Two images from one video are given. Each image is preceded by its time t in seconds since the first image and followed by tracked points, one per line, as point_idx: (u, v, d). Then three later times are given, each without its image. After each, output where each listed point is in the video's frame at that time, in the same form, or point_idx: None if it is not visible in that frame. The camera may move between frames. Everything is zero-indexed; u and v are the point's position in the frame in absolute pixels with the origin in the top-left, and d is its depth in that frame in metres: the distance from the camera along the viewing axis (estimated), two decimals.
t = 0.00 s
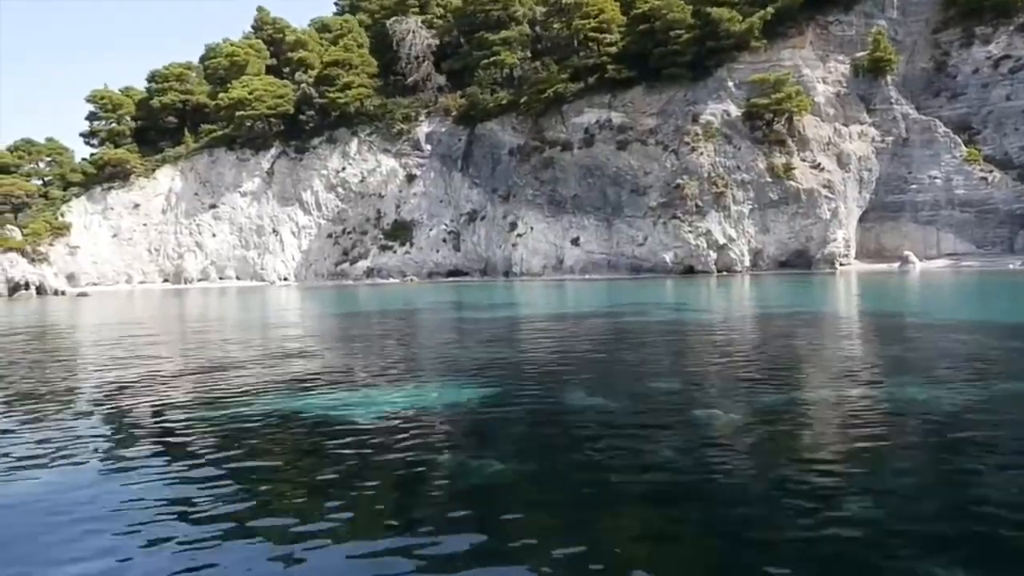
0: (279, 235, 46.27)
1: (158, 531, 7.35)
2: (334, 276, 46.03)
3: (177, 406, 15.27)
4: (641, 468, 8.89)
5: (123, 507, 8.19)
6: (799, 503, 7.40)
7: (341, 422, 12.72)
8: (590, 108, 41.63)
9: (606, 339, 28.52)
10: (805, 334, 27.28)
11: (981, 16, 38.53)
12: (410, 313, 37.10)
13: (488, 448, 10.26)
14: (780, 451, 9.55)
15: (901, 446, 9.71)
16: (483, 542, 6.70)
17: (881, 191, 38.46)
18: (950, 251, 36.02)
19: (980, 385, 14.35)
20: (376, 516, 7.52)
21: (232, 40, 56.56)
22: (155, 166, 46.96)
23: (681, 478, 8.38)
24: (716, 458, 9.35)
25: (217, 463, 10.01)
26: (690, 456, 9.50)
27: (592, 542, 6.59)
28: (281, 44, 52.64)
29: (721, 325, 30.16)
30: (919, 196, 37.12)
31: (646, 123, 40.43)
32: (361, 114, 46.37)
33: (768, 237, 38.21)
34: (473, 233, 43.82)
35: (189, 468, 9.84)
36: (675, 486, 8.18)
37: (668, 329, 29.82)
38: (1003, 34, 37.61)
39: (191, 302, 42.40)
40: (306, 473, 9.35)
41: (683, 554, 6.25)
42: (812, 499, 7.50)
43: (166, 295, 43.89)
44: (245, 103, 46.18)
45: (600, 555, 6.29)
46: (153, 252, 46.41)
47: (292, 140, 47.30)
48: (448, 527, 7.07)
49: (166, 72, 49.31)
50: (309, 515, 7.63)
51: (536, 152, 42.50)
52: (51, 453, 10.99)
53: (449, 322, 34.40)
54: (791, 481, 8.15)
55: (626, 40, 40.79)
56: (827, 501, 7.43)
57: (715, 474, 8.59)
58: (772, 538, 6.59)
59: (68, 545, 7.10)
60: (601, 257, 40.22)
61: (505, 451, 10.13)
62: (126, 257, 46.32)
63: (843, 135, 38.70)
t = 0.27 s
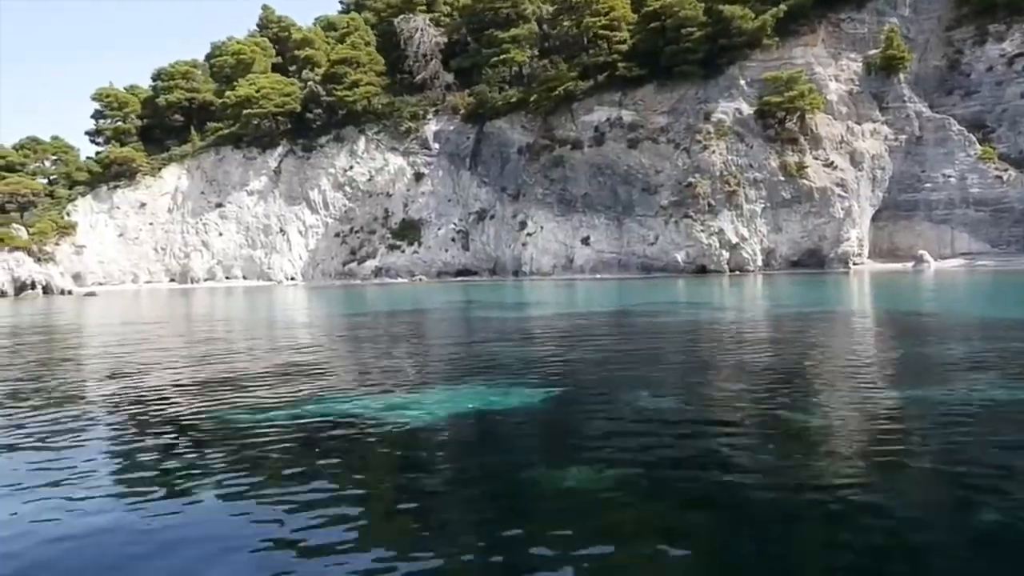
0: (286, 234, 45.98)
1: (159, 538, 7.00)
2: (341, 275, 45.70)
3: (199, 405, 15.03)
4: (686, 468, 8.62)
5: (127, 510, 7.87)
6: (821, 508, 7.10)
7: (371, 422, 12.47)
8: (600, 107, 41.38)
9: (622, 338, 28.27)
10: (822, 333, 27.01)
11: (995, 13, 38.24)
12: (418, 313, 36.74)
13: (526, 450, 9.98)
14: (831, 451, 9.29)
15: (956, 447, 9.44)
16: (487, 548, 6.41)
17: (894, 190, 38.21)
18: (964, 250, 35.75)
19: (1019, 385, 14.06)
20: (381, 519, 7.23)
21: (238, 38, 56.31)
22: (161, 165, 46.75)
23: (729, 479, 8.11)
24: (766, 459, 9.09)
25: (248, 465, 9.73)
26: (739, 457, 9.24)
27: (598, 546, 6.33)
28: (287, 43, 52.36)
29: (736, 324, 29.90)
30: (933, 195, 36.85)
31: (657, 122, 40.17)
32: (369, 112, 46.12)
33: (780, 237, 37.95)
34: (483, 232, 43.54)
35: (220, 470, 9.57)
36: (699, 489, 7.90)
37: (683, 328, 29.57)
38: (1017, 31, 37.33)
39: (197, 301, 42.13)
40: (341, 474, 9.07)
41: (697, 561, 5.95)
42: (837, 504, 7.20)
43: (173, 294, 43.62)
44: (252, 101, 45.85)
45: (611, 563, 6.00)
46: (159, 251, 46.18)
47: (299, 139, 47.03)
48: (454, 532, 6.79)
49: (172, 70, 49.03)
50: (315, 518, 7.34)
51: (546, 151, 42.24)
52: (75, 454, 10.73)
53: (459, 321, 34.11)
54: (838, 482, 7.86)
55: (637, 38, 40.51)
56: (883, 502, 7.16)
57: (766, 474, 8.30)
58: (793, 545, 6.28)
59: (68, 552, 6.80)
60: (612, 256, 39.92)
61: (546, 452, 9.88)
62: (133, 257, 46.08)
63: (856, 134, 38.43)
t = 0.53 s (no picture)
0: (292, 234, 45.72)
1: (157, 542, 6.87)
2: (348, 274, 45.41)
3: (217, 403, 14.79)
4: (732, 471, 8.41)
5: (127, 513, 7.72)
6: (837, 513, 6.95)
7: (398, 421, 12.25)
8: (609, 105, 41.18)
9: (634, 336, 28.04)
10: (838, 331, 26.76)
11: (1007, 11, 38.01)
12: (425, 312, 36.36)
13: (564, 451, 9.74)
14: (877, 452, 9.06)
15: (1005, 447, 9.19)
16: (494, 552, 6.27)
17: (905, 188, 38.00)
18: (977, 250, 35.52)
19: None
20: (386, 523, 7.09)
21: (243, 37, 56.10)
22: (167, 164, 46.57)
23: (780, 483, 7.88)
24: (813, 459, 8.84)
25: (279, 465, 9.51)
26: (784, 457, 9.00)
27: (637, 556, 6.10)
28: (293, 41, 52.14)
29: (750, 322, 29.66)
30: (945, 194, 36.63)
31: (666, 120, 39.95)
32: (375, 111, 45.89)
33: (791, 236, 37.72)
34: (490, 231, 43.31)
35: (251, 469, 9.38)
36: (719, 491, 7.75)
37: (695, 327, 29.33)
38: None
39: (202, 300, 41.85)
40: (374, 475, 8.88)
41: (708, 566, 5.83)
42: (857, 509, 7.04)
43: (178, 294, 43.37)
44: (258, 100, 45.62)
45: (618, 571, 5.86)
46: (165, 250, 45.97)
47: (305, 137, 46.80)
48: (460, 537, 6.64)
49: (177, 69, 48.81)
50: (321, 522, 7.22)
51: (555, 149, 42.02)
52: (100, 453, 10.53)
53: (468, 320, 33.85)
54: (873, 485, 7.70)
55: (647, 36, 40.31)
56: (941, 509, 6.93)
57: (810, 475, 8.13)
58: (806, 550, 6.15)
59: (64, 554, 6.70)
60: (621, 256, 39.66)
61: (582, 452, 9.64)
62: (138, 256, 45.86)
63: (867, 132, 38.21)
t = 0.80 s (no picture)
0: (299, 233, 45.43)
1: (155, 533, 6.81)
2: (355, 274, 45.12)
3: (241, 401, 14.53)
4: (791, 474, 8.14)
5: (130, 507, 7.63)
6: (853, 517, 6.80)
7: (430, 419, 11.99)
8: (619, 104, 40.94)
9: (649, 335, 27.78)
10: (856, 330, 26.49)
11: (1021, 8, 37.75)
12: (433, 313, 35.97)
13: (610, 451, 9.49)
14: (937, 455, 8.79)
15: None
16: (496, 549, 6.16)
17: (919, 187, 37.74)
18: (992, 249, 35.25)
19: None
20: (391, 520, 6.97)
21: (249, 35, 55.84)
22: (173, 163, 46.32)
23: (845, 488, 7.62)
24: (873, 461, 8.57)
25: (319, 465, 9.24)
26: (841, 458, 8.73)
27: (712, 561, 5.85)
28: (300, 40, 51.85)
29: (765, 321, 29.36)
30: (959, 192, 36.36)
31: (677, 118, 39.70)
32: (383, 110, 45.62)
33: (803, 235, 37.46)
34: (500, 231, 43.04)
35: (287, 468, 9.12)
36: (781, 494, 7.49)
37: (711, 326, 29.08)
38: None
39: (209, 300, 41.54)
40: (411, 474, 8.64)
41: (709, 565, 5.73)
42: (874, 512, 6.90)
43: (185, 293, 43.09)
44: (265, 98, 45.35)
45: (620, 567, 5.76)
46: (171, 249, 45.72)
47: (313, 136, 46.53)
48: (466, 534, 6.52)
49: (183, 67, 48.54)
50: (326, 517, 7.09)
51: (565, 148, 41.78)
52: (128, 451, 10.27)
53: (479, 319, 33.54)
54: (912, 491, 7.49)
55: (657, 34, 40.07)
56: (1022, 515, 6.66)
57: (867, 479, 7.88)
58: (813, 551, 6.04)
59: (84, 551, 6.55)
60: (631, 255, 39.38)
61: (630, 453, 9.38)
62: (145, 256, 45.61)
63: (879, 131, 37.97)
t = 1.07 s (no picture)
0: (307, 232, 45.15)
1: (157, 536, 6.65)
2: (363, 273, 44.86)
3: (266, 399, 14.29)
4: (851, 471, 7.89)
5: (136, 508, 7.47)
6: (882, 511, 6.63)
7: (465, 417, 11.75)
8: (629, 102, 40.70)
9: (665, 334, 27.55)
10: (874, 328, 26.23)
11: None
12: (441, 312, 35.59)
13: (657, 450, 9.25)
14: (997, 453, 8.53)
15: None
16: (510, 551, 6.03)
17: (932, 185, 37.52)
18: (1006, 248, 35.02)
19: None
20: (426, 522, 6.82)
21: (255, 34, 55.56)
22: (179, 161, 46.09)
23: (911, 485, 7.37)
24: (932, 459, 8.31)
25: (359, 463, 9.00)
26: (899, 455, 8.48)
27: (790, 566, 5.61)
28: (306, 38, 51.56)
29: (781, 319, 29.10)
30: (973, 191, 36.12)
31: (688, 117, 39.46)
32: (391, 109, 45.32)
33: (816, 233, 37.22)
34: (509, 230, 42.78)
35: (328, 467, 8.89)
36: (846, 492, 7.24)
37: (726, 324, 28.87)
38: None
39: (216, 299, 41.26)
40: (454, 474, 8.40)
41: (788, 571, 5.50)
42: (907, 509, 6.72)
43: (192, 293, 42.84)
44: (272, 97, 45.08)
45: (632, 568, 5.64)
46: (178, 249, 45.49)
47: (320, 134, 46.26)
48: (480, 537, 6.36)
49: (189, 66, 48.25)
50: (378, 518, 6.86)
51: (575, 147, 41.54)
52: (160, 450, 10.04)
53: (490, 319, 33.26)
54: (960, 488, 7.25)
55: (668, 32, 39.81)
56: None
57: (932, 477, 7.64)
58: (893, 553, 5.80)
59: (131, 554, 6.32)
60: (642, 254, 39.14)
61: (678, 451, 9.14)
62: (152, 255, 45.39)
63: (892, 129, 37.74)
